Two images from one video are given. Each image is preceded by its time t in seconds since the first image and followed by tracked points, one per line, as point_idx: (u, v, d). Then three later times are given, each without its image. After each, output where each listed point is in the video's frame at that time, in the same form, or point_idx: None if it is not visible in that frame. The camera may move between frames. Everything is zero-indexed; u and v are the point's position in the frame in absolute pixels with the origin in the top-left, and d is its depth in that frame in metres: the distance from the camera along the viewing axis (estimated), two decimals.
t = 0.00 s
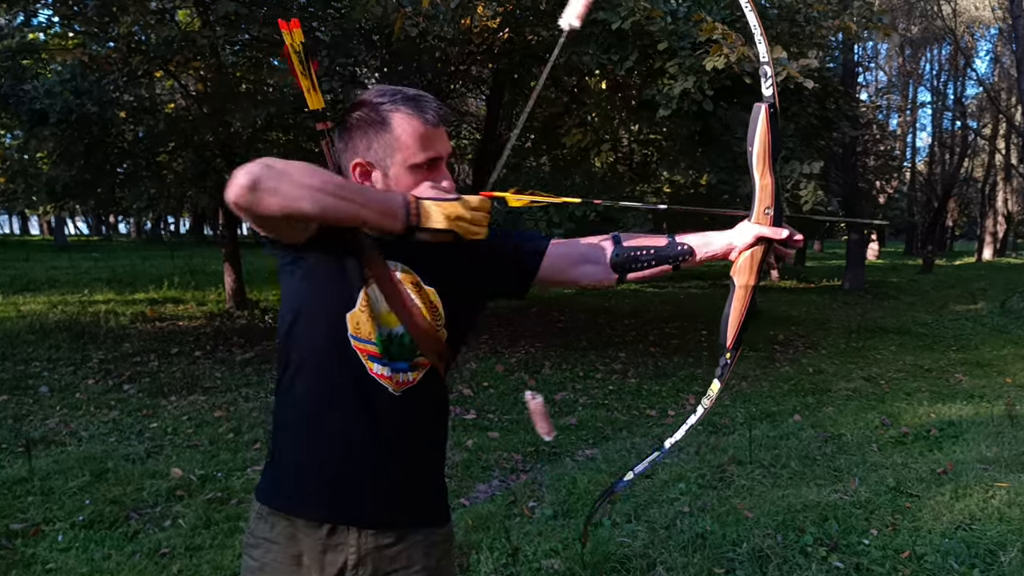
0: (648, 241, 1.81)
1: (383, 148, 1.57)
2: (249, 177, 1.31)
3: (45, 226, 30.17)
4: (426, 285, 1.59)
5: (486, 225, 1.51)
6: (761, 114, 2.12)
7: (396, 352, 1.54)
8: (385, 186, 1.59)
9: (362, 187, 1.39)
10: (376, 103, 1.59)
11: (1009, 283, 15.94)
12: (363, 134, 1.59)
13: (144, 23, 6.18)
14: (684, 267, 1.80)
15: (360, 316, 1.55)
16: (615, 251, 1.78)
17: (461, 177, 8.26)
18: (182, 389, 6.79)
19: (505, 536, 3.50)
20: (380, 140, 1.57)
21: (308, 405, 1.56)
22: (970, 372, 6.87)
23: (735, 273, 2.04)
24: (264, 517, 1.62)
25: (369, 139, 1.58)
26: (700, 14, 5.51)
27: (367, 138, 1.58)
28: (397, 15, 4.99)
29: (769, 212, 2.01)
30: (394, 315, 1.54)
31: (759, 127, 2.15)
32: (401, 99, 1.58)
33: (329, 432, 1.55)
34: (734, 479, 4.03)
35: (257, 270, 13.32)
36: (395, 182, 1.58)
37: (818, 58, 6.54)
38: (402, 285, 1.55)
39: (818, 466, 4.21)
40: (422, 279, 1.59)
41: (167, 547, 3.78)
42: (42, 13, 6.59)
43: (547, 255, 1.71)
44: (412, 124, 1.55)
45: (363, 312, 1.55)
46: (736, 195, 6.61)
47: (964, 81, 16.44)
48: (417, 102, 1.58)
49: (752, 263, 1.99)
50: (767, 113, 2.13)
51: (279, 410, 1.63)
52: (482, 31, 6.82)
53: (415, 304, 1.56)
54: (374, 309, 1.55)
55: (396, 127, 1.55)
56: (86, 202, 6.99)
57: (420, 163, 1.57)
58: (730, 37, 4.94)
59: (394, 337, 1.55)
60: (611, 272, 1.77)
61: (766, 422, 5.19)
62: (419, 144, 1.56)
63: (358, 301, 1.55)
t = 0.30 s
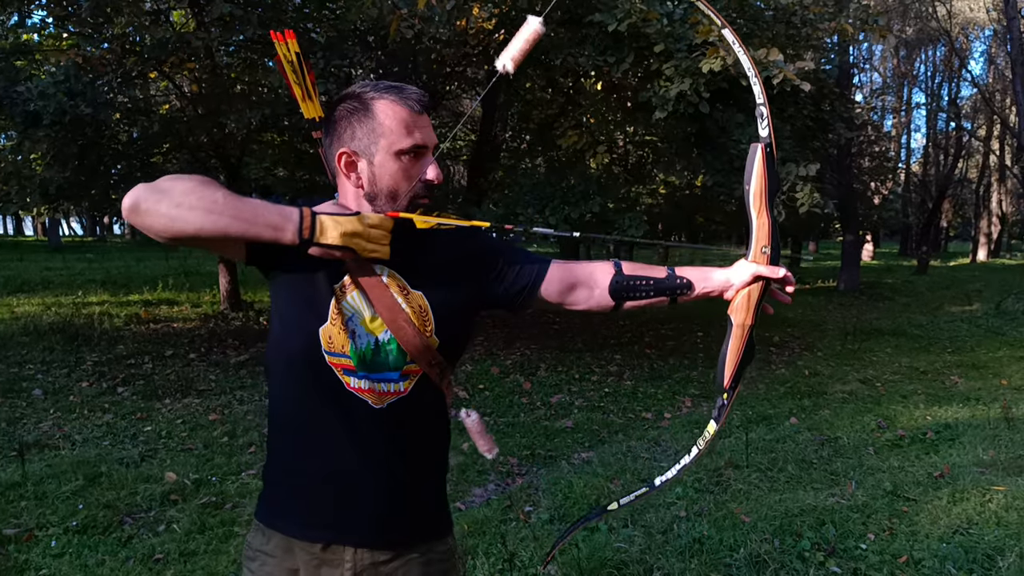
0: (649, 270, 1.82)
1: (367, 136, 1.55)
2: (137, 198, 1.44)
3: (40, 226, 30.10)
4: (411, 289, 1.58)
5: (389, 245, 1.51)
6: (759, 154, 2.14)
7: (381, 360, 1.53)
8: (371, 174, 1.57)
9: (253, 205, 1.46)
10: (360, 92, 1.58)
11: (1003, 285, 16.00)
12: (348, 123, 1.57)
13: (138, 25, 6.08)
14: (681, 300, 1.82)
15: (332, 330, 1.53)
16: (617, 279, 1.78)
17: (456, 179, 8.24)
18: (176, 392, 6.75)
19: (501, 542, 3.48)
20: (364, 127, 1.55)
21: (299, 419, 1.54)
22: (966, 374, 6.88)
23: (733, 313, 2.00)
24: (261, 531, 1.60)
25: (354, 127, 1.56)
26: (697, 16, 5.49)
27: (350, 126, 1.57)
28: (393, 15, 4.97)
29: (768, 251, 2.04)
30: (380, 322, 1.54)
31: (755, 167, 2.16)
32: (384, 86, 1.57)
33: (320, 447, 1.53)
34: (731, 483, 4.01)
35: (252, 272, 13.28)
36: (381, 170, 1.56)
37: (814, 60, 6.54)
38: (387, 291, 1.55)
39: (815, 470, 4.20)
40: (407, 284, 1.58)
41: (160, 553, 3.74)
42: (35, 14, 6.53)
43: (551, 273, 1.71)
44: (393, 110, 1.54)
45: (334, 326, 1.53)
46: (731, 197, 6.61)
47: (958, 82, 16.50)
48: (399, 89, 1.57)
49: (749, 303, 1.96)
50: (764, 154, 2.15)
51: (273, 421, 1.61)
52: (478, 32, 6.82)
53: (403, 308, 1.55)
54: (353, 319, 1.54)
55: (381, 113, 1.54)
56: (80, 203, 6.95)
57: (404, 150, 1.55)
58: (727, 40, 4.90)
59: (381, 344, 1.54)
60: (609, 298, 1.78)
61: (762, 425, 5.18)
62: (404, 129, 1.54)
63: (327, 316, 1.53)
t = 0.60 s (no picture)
0: (650, 277, 1.81)
1: (372, 159, 1.54)
2: (145, 201, 1.44)
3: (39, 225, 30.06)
4: (412, 297, 1.58)
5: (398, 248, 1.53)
6: (759, 164, 2.14)
7: (383, 369, 1.52)
8: (373, 196, 1.57)
9: (263, 209, 1.46)
10: (367, 110, 1.55)
11: (1000, 284, 16.02)
12: (353, 142, 1.55)
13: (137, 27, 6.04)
14: (681, 306, 1.82)
15: (334, 341, 1.52)
16: (617, 285, 1.77)
17: (456, 179, 8.23)
18: (175, 392, 6.74)
19: (502, 545, 3.47)
20: (370, 149, 1.53)
21: (300, 429, 1.54)
22: (965, 375, 6.89)
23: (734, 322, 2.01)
24: (263, 542, 1.59)
25: (360, 148, 1.54)
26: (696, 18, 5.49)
27: (356, 146, 1.55)
28: (392, 17, 4.95)
29: (768, 260, 2.04)
30: (382, 330, 1.53)
31: (756, 175, 2.15)
32: (393, 108, 1.53)
33: (322, 458, 1.52)
34: (731, 485, 4.01)
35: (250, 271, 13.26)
36: (383, 195, 1.56)
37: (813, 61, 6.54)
38: (388, 299, 1.54)
39: (815, 472, 4.20)
40: (408, 292, 1.58)
41: (160, 555, 3.73)
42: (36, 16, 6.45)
43: (551, 281, 1.70)
44: (402, 137, 1.52)
45: (336, 336, 1.52)
46: (730, 198, 6.62)
47: (956, 82, 16.54)
48: (409, 112, 1.54)
49: (749, 311, 1.98)
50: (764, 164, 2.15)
51: (274, 430, 1.60)
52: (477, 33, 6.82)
53: (404, 315, 1.54)
54: (355, 328, 1.53)
55: (388, 137, 1.52)
56: (79, 203, 6.93)
57: (410, 177, 1.55)
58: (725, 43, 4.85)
59: (384, 352, 1.53)
60: (610, 306, 1.76)
61: (762, 427, 5.18)
62: (411, 156, 1.53)
63: (327, 327, 1.52)
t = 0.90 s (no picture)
0: (655, 281, 1.83)
1: (384, 171, 1.54)
2: (157, 212, 1.43)
3: (40, 225, 30.08)
4: (420, 306, 1.57)
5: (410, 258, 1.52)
6: (767, 164, 2.14)
7: (390, 379, 1.52)
8: (385, 208, 1.57)
9: (277, 222, 1.46)
10: (378, 122, 1.55)
11: (1001, 284, 16.01)
12: (364, 154, 1.55)
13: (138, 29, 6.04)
14: (687, 309, 1.84)
15: (343, 349, 1.51)
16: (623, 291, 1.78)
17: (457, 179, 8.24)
18: (176, 394, 6.74)
19: (503, 548, 3.47)
20: (382, 162, 1.53)
21: (305, 436, 1.54)
22: (966, 375, 6.88)
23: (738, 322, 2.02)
24: (263, 550, 1.59)
25: (372, 160, 1.54)
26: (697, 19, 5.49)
27: (368, 159, 1.55)
28: (394, 20, 4.95)
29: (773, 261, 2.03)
30: (391, 339, 1.53)
31: (764, 178, 2.16)
32: (404, 119, 1.54)
33: (326, 466, 1.52)
34: (733, 487, 4.00)
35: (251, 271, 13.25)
36: (396, 208, 1.57)
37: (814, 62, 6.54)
38: (396, 309, 1.53)
39: (817, 474, 4.20)
40: (416, 301, 1.57)
41: (161, 558, 3.73)
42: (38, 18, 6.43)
43: (558, 286, 1.69)
44: (413, 150, 1.52)
45: (345, 343, 1.51)
46: (731, 199, 6.62)
47: (957, 81, 16.52)
48: (421, 125, 1.54)
49: (755, 312, 2.02)
50: (772, 164, 2.14)
51: (278, 437, 1.60)
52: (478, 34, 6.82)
53: (412, 325, 1.54)
54: (363, 337, 1.53)
55: (400, 150, 1.52)
56: (80, 205, 6.92)
57: (421, 189, 1.56)
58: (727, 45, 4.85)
59: (392, 361, 1.53)
60: (617, 310, 1.77)
61: (763, 428, 5.18)
62: (422, 168, 1.54)
63: (337, 335, 1.52)
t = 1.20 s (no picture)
0: (660, 279, 1.83)
1: (390, 175, 1.54)
2: (167, 219, 1.42)
3: (41, 226, 30.09)
4: (424, 311, 1.59)
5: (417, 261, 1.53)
6: (769, 158, 2.13)
7: (395, 384, 1.53)
8: (389, 212, 1.57)
9: (286, 228, 1.46)
10: (383, 127, 1.55)
11: (1001, 284, 16.03)
12: (369, 159, 1.55)
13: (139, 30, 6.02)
14: (693, 305, 1.84)
15: (347, 354, 1.52)
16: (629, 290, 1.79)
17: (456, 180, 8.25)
18: (176, 395, 6.74)
19: (503, 550, 3.47)
20: (387, 166, 1.53)
21: (308, 440, 1.54)
22: (966, 376, 6.88)
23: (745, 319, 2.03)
24: (264, 556, 1.58)
25: (376, 165, 1.54)
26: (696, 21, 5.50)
27: (373, 163, 1.54)
28: (394, 22, 4.94)
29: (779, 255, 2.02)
30: (395, 344, 1.54)
31: (766, 173, 2.14)
32: (410, 125, 1.54)
33: (330, 472, 1.52)
34: (732, 489, 4.01)
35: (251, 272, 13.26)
36: (400, 212, 1.57)
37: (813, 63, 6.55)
38: (401, 313, 1.55)
39: (816, 475, 4.20)
40: (420, 306, 1.59)
41: (161, 560, 3.72)
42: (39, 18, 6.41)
43: (564, 287, 1.70)
44: (419, 155, 1.53)
45: (350, 349, 1.52)
46: (730, 200, 6.63)
47: (956, 82, 16.54)
48: (427, 130, 1.54)
49: (762, 307, 1.97)
50: (774, 157, 2.13)
51: (281, 442, 1.60)
52: (478, 35, 6.83)
53: (417, 330, 1.56)
54: (368, 342, 1.54)
55: (405, 154, 1.53)
56: (80, 206, 6.92)
57: (427, 194, 1.56)
58: (726, 46, 4.87)
59: (396, 366, 1.54)
60: (623, 308, 1.77)
61: (763, 429, 5.18)
62: (427, 173, 1.54)
63: (341, 341, 1.52)
